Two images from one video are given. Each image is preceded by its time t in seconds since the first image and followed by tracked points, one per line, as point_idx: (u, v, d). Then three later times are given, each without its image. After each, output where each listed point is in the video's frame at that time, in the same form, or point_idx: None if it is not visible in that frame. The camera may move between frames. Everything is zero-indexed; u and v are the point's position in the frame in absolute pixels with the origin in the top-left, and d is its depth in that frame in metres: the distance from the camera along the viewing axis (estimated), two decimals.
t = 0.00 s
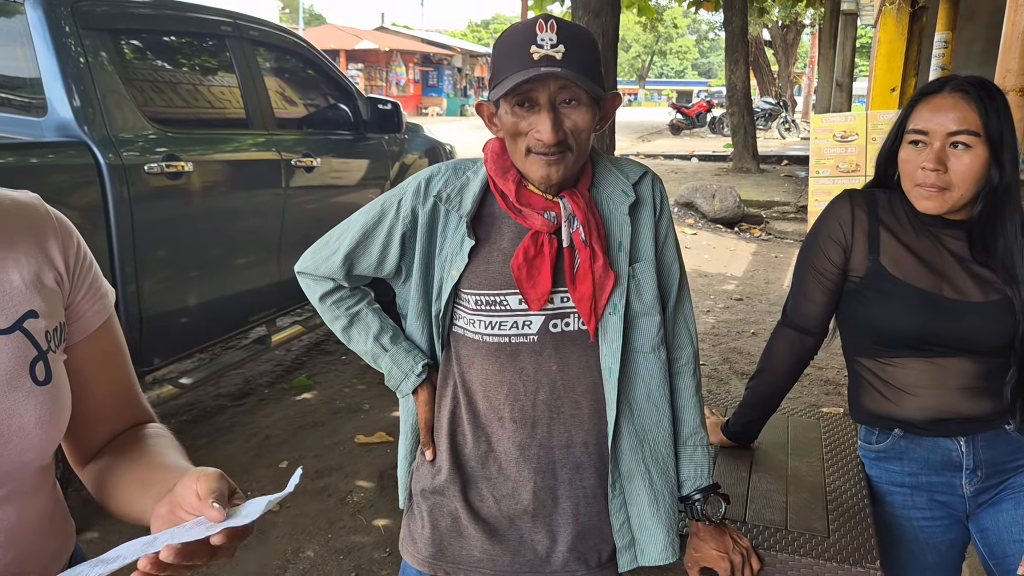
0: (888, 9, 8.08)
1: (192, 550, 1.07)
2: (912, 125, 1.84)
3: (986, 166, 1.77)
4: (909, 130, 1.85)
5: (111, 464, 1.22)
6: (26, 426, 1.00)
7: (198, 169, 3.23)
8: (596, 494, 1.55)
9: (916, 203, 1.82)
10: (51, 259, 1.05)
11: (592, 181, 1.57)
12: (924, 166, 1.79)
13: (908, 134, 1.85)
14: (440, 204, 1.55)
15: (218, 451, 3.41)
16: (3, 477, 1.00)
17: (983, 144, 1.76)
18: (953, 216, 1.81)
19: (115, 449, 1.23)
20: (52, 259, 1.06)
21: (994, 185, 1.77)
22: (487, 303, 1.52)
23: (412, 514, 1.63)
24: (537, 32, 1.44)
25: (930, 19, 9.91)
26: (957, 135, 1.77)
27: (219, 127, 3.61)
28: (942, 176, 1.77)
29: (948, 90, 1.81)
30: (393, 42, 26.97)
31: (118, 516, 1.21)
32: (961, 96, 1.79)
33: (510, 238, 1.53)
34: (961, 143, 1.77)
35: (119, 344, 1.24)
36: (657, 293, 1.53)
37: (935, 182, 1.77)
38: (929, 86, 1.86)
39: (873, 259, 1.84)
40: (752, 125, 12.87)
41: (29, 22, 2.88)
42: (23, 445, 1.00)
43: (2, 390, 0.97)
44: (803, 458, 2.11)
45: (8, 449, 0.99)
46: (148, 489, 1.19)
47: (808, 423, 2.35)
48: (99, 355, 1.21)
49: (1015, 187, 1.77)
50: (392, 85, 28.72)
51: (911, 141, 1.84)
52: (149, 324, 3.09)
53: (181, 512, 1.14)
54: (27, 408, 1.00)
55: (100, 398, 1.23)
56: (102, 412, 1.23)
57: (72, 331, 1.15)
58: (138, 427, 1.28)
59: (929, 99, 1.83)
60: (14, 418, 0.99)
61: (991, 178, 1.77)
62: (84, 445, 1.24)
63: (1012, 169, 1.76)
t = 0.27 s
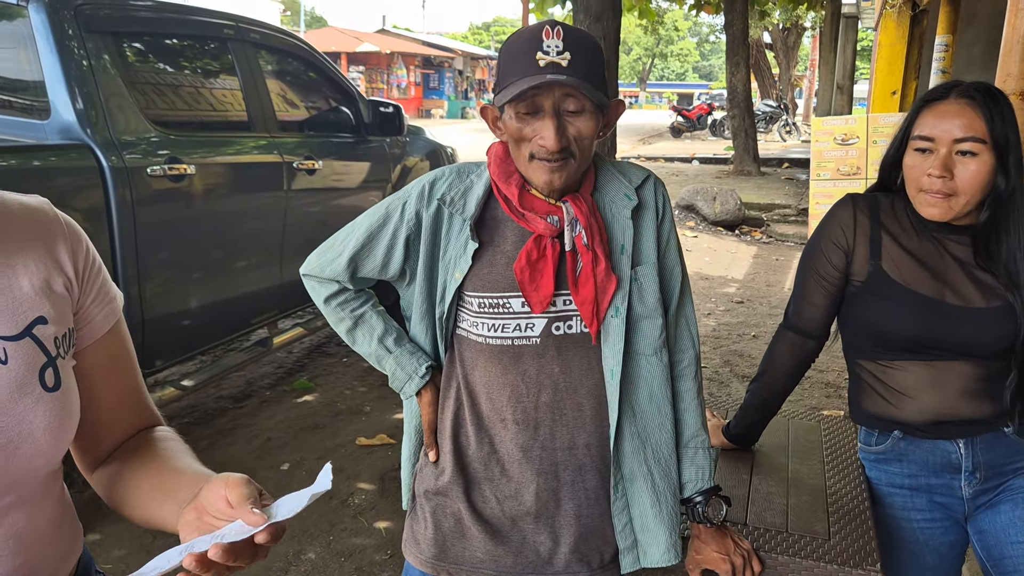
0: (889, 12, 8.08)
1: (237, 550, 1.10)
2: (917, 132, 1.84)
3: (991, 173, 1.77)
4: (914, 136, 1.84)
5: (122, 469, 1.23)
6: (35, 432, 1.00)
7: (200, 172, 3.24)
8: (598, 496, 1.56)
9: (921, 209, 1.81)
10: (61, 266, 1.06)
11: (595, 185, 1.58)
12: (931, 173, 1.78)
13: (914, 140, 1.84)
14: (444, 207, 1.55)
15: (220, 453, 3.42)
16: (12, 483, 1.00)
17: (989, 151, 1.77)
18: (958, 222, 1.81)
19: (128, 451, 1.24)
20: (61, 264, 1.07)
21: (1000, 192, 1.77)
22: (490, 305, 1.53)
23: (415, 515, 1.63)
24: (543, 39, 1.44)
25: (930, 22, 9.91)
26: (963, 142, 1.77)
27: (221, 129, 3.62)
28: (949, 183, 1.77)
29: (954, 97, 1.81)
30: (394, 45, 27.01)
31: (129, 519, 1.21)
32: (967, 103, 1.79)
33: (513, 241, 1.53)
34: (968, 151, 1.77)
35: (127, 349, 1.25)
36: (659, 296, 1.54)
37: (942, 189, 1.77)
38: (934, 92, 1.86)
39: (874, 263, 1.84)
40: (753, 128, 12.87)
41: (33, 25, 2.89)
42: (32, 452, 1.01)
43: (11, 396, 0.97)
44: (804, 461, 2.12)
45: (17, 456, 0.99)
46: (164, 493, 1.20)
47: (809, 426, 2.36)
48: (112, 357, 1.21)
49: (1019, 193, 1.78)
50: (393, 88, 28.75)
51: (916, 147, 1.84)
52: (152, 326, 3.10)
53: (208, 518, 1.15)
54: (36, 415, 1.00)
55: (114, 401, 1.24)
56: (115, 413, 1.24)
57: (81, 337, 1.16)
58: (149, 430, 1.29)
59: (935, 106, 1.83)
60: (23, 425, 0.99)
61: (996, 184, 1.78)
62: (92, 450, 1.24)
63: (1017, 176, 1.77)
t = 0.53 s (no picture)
0: (889, 15, 8.09)
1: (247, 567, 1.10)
2: (919, 136, 1.83)
3: (993, 177, 1.77)
4: (916, 141, 1.84)
5: (109, 475, 1.22)
6: (35, 433, 1.01)
7: (200, 174, 3.25)
8: (598, 496, 1.56)
9: (923, 213, 1.81)
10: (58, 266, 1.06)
11: (595, 188, 1.58)
12: (932, 177, 1.79)
13: (915, 145, 1.84)
14: (444, 208, 1.56)
15: (220, 454, 3.42)
16: (12, 484, 1.01)
17: (991, 154, 1.77)
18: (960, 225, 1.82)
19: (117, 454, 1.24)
20: (58, 266, 1.07)
21: (1003, 197, 1.77)
22: (490, 306, 1.53)
23: (415, 515, 1.64)
24: (552, 40, 1.45)
25: (930, 25, 9.92)
26: (965, 146, 1.77)
27: (221, 131, 3.63)
28: (951, 188, 1.77)
29: (955, 101, 1.81)
30: (394, 47, 27.04)
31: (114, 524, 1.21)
32: (969, 107, 1.79)
33: (513, 242, 1.54)
34: (970, 155, 1.77)
35: (119, 352, 1.25)
36: (658, 297, 1.54)
37: (944, 193, 1.77)
38: (935, 96, 1.86)
39: (874, 265, 1.85)
40: (753, 131, 12.88)
41: (33, 28, 2.90)
42: (32, 452, 1.01)
43: (11, 397, 0.98)
44: (804, 463, 2.12)
45: (18, 457, 1.00)
46: (148, 500, 1.20)
47: (809, 428, 2.36)
48: (104, 359, 1.21)
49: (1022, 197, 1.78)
50: (393, 90, 28.78)
51: (917, 151, 1.83)
52: (152, 327, 3.11)
53: (198, 531, 1.16)
54: (36, 416, 1.00)
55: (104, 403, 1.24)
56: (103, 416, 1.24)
57: (77, 336, 1.16)
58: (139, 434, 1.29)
59: (936, 109, 1.83)
60: (23, 426, 0.99)
61: (998, 189, 1.78)
62: (78, 454, 1.24)
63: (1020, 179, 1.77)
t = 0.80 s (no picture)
0: (887, 18, 8.11)
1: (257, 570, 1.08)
2: (917, 139, 1.84)
3: (991, 180, 1.78)
4: (914, 144, 1.84)
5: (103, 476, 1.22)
6: (36, 432, 1.01)
7: (200, 176, 3.25)
8: (596, 496, 1.56)
9: (922, 216, 1.82)
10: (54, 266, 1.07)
11: (593, 190, 1.59)
12: (932, 180, 1.79)
13: (913, 148, 1.84)
14: (442, 210, 1.57)
15: (220, 456, 3.42)
16: (11, 483, 1.01)
17: (989, 158, 1.77)
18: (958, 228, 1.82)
19: (111, 455, 1.25)
20: (53, 265, 1.08)
21: (1002, 200, 1.78)
22: (488, 307, 1.54)
23: (414, 516, 1.64)
24: (575, 46, 1.46)
25: (928, 28, 9.94)
26: (964, 150, 1.78)
27: (221, 134, 3.64)
28: (950, 191, 1.78)
29: (953, 104, 1.82)
30: (394, 50, 27.06)
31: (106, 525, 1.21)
32: (967, 111, 1.80)
33: (511, 244, 1.54)
34: (968, 158, 1.78)
35: (111, 353, 1.25)
36: (656, 298, 1.55)
37: (944, 197, 1.78)
38: (933, 99, 1.86)
39: (871, 267, 1.86)
40: (752, 133, 12.89)
41: (33, 30, 2.90)
42: (33, 451, 1.02)
43: (11, 397, 0.98)
44: (801, 464, 2.13)
45: (19, 455, 1.01)
46: (144, 502, 1.19)
47: (806, 430, 2.37)
48: (99, 359, 1.22)
49: (1020, 200, 1.79)
50: (393, 93, 28.80)
51: (916, 155, 1.84)
52: (151, 329, 3.11)
53: (208, 532, 1.16)
54: (36, 415, 1.01)
55: (98, 404, 1.25)
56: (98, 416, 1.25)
57: (71, 335, 1.16)
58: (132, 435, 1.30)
59: (933, 113, 1.83)
60: (23, 425, 1.00)
61: (996, 192, 1.79)
62: (72, 455, 1.25)
63: (1018, 182, 1.77)
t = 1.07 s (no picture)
0: (886, 21, 8.12)
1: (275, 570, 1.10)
2: (912, 141, 1.85)
3: (986, 182, 1.78)
4: (908, 146, 1.85)
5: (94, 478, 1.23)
6: (38, 430, 1.02)
7: (199, 178, 3.26)
8: (595, 496, 1.57)
9: (917, 217, 1.83)
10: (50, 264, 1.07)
11: (592, 192, 1.59)
12: (926, 182, 1.80)
13: (908, 150, 1.85)
14: (443, 210, 1.57)
15: (219, 458, 3.42)
16: (10, 481, 1.02)
17: (983, 159, 1.78)
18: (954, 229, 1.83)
19: (99, 459, 1.25)
20: (49, 264, 1.08)
21: (995, 201, 1.78)
22: (488, 307, 1.54)
23: (413, 516, 1.65)
24: (575, 48, 1.48)
25: (927, 31, 9.96)
26: (958, 152, 1.78)
27: (220, 136, 3.64)
28: (944, 193, 1.79)
29: (947, 106, 1.82)
30: (393, 52, 27.08)
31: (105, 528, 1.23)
32: (960, 112, 1.80)
33: (511, 244, 1.55)
34: (962, 160, 1.78)
35: (102, 355, 1.26)
36: (655, 298, 1.56)
37: (937, 199, 1.79)
38: (927, 100, 1.87)
39: (868, 268, 1.86)
40: (751, 136, 12.91)
41: (33, 33, 2.91)
42: (35, 448, 1.03)
43: (13, 394, 0.99)
44: (799, 464, 2.13)
45: (22, 453, 1.01)
46: (139, 503, 1.21)
47: (805, 430, 2.38)
48: (87, 363, 1.23)
49: (1015, 200, 1.79)
50: (392, 95, 28.82)
51: (911, 157, 1.85)
52: (151, 331, 3.12)
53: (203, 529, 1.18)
54: (39, 413, 1.02)
55: (84, 406, 1.25)
56: (86, 419, 1.25)
57: (66, 334, 1.17)
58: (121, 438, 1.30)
59: (927, 115, 1.84)
60: (25, 423, 1.00)
61: (991, 193, 1.79)
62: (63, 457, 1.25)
63: (1012, 183, 1.78)
